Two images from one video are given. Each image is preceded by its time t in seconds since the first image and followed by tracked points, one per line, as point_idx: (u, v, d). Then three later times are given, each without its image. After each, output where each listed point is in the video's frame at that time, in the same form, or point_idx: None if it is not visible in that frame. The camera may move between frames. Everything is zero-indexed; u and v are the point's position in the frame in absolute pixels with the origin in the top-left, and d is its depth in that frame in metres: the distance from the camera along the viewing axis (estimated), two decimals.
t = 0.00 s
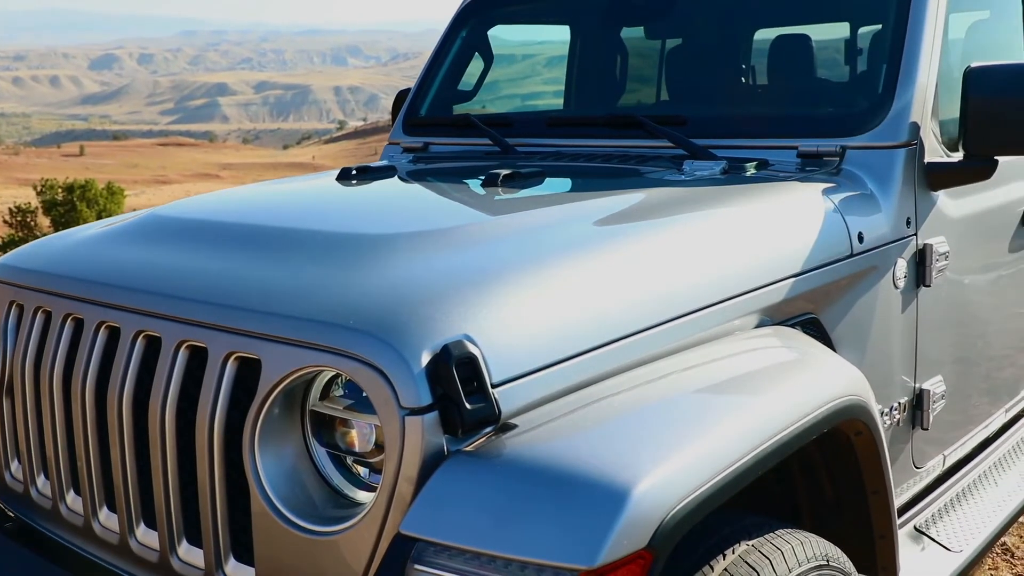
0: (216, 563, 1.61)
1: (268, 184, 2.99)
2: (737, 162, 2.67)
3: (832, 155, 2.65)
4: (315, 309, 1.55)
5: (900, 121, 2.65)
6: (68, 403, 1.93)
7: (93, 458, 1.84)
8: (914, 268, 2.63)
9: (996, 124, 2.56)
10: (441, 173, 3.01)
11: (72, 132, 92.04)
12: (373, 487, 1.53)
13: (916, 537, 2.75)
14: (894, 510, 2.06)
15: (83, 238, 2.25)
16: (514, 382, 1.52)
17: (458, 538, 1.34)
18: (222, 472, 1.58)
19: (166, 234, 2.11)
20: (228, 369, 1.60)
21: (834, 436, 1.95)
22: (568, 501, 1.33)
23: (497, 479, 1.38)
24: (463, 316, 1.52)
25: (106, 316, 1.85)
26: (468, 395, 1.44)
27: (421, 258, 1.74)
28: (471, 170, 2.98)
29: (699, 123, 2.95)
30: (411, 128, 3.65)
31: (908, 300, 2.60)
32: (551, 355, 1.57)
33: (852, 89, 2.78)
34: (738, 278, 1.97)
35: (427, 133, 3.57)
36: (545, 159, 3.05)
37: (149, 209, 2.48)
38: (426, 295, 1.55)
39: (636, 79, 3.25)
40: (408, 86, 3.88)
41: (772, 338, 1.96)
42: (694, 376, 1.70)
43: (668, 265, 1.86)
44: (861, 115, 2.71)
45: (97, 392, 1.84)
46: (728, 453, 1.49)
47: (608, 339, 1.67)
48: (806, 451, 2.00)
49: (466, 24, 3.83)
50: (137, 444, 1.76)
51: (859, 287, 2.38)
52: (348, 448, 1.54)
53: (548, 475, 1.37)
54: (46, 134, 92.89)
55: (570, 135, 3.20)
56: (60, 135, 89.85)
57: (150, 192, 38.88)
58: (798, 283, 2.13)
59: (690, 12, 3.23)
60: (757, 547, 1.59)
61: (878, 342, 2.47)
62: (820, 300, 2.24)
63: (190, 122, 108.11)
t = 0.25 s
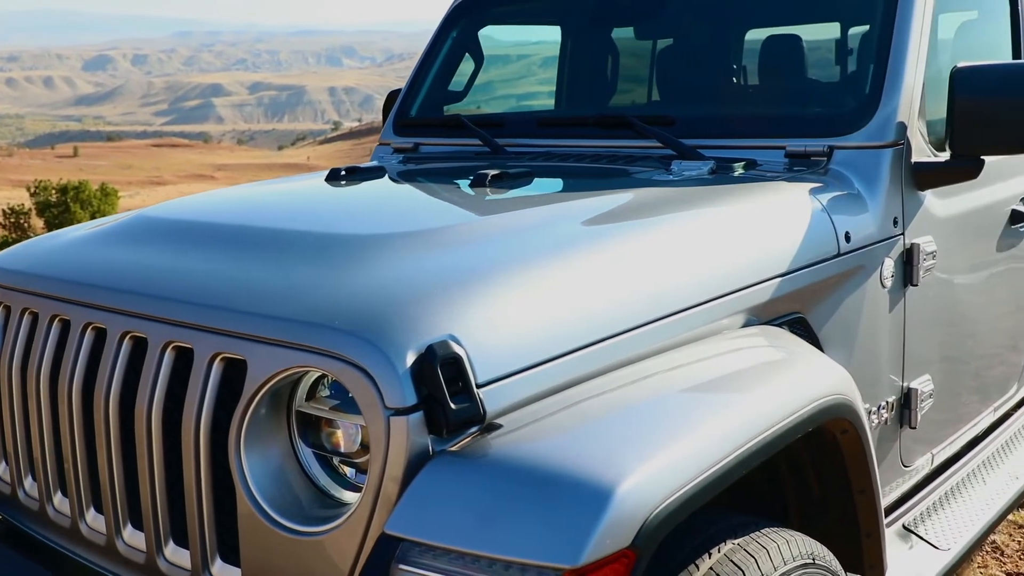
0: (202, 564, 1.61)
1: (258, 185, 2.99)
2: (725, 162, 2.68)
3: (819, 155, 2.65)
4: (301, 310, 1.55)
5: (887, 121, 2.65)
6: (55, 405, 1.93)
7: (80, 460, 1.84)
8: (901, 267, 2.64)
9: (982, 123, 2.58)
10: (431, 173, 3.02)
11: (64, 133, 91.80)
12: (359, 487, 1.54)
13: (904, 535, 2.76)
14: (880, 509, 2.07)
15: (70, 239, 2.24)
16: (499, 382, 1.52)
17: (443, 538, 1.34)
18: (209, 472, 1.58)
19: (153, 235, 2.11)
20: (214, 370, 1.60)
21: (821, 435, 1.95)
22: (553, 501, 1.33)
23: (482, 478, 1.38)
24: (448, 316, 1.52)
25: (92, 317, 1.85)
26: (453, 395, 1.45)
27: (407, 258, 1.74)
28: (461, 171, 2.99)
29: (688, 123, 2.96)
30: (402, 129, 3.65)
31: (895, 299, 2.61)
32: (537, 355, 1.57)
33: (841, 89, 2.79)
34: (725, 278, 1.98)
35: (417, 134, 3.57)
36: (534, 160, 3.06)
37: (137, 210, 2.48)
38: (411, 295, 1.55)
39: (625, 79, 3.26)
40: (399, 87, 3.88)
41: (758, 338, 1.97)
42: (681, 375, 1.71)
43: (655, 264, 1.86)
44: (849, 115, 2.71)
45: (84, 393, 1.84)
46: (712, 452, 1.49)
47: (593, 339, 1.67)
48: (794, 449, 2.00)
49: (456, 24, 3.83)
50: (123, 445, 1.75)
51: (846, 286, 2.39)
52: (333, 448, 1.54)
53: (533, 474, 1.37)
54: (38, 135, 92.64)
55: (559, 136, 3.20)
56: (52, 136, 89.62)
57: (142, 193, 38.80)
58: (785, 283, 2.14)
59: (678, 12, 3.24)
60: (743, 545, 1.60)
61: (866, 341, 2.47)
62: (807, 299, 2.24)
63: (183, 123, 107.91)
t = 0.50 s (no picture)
0: (189, 565, 1.61)
1: (247, 185, 2.99)
2: (713, 162, 2.69)
3: (807, 155, 2.66)
4: (287, 310, 1.55)
5: (874, 122, 2.66)
6: (42, 406, 1.92)
7: (66, 461, 1.83)
8: (888, 266, 2.65)
9: (969, 123, 2.59)
10: (421, 174, 3.02)
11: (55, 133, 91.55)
12: (345, 487, 1.54)
13: (892, 533, 2.77)
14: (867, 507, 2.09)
15: (57, 240, 2.24)
16: (485, 382, 1.53)
17: (427, 538, 1.34)
18: (194, 473, 1.58)
19: (140, 235, 2.10)
20: (200, 371, 1.59)
21: (807, 434, 1.96)
22: (536, 501, 1.33)
23: (466, 478, 1.39)
24: (434, 316, 1.53)
25: (78, 318, 1.84)
26: (438, 395, 1.45)
27: (393, 259, 1.74)
28: (451, 171, 2.99)
29: (676, 124, 2.96)
30: (392, 129, 3.65)
31: (883, 298, 2.62)
32: (522, 355, 1.57)
33: (829, 90, 2.80)
34: (711, 278, 1.98)
35: (408, 134, 3.57)
36: (523, 160, 3.06)
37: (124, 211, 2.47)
38: (397, 295, 1.55)
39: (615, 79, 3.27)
40: (390, 87, 3.88)
41: (745, 337, 1.97)
42: (666, 375, 1.71)
43: (641, 264, 1.86)
44: (836, 114, 2.72)
45: (70, 394, 1.84)
46: (696, 451, 1.50)
47: (579, 339, 1.67)
48: (780, 448, 2.01)
49: (447, 24, 3.83)
50: (110, 446, 1.75)
51: (833, 286, 2.39)
52: (319, 448, 1.54)
53: (517, 474, 1.37)
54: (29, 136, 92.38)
55: (549, 136, 3.21)
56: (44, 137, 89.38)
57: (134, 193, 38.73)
58: (772, 283, 2.15)
59: (667, 12, 3.25)
60: (728, 544, 1.60)
61: (853, 340, 2.48)
62: (793, 299, 2.25)
63: (175, 123, 107.70)
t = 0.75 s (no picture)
0: (175, 566, 1.61)
1: (236, 186, 2.99)
2: (701, 162, 2.69)
3: (794, 155, 2.67)
4: (272, 311, 1.55)
5: (862, 121, 2.67)
6: (28, 408, 1.92)
7: (53, 462, 1.83)
8: (876, 266, 2.66)
9: (955, 123, 2.60)
10: (411, 174, 3.02)
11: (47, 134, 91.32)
12: (331, 487, 1.54)
13: (881, 532, 2.78)
14: (854, 505, 2.08)
15: (44, 241, 2.23)
16: (470, 382, 1.53)
17: (412, 538, 1.34)
18: (180, 473, 1.58)
19: (127, 236, 2.10)
20: (186, 371, 1.59)
21: (794, 433, 1.96)
22: (520, 500, 1.34)
23: (451, 478, 1.39)
24: (419, 316, 1.53)
25: (65, 319, 1.84)
26: (423, 395, 1.45)
27: (379, 259, 1.74)
28: (441, 171, 2.99)
29: (664, 124, 2.97)
30: (382, 129, 3.65)
31: (870, 297, 2.63)
32: (507, 355, 1.58)
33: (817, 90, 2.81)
34: (697, 277, 1.99)
35: (398, 135, 3.57)
36: (512, 160, 3.07)
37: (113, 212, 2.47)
38: (382, 295, 1.56)
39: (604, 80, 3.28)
40: (380, 88, 3.89)
41: (732, 337, 1.98)
42: (652, 374, 1.72)
43: (628, 263, 1.87)
44: (824, 114, 2.73)
45: (56, 395, 1.83)
46: (680, 450, 1.50)
47: (565, 338, 1.68)
48: (767, 447, 2.01)
49: (437, 25, 3.83)
50: (96, 447, 1.75)
51: (821, 285, 2.40)
52: (305, 448, 1.54)
53: (502, 474, 1.38)
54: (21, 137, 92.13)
55: (539, 136, 3.21)
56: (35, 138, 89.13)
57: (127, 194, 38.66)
58: (759, 282, 2.15)
59: (656, 12, 3.25)
60: (714, 543, 1.60)
61: (841, 339, 2.49)
62: (781, 298, 2.26)
63: (168, 124, 107.51)
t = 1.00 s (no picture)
0: (161, 567, 1.61)
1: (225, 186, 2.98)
2: (689, 163, 2.70)
3: (781, 155, 2.68)
4: (257, 311, 1.55)
5: (849, 122, 2.68)
6: (14, 409, 1.91)
7: (39, 463, 1.83)
8: (863, 265, 2.67)
9: (942, 123, 2.60)
10: (400, 175, 3.02)
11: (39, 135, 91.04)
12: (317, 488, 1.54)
13: (869, 531, 2.78)
14: (841, 504, 2.08)
15: (31, 242, 2.23)
16: (454, 382, 1.53)
17: (397, 538, 1.34)
18: (166, 474, 1.58)
19: (114, 237, 2.10)
20: (171, 372, 1.59)
21: (780, 432, 1.97)
22: (504, 500, 1.34)
23: (435, 478, 1.39)
24: (404, 316, 1.53)
25: (51, 320, 1.84)
26: (407, 395, 1.45)
27: (365, 259, 1.74)
28: (430, 172, 3.00)
29: (653, 125, 2.97)
30: (372, 130, 3.65)
31: (858, 297, 2.64)
32: (492, 356, 1.58)
33: (805, 91, 2.82)
34: (684, 277, 1.99)
35: (388, 136, 3.57)
36: (501, 160, 3.07)
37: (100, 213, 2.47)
38: (368, 296, 1.56)
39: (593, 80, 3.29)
40: (370, 88, 3.89)
41: (718, 336, 1.99)
42: (638, 374, 1.72)
43: (614, 263, 1.87)
44: (812, 114, 2.74)
45: (43, 396, 1.83)
46: (664, 450, 1.51)
47: (551, 338, 1.68)
48: (754, 445, 2.02)
49: (427, 25, 3.83)
50: (83, 448, 1.74)
51: (808, 285, 2.41)
52: (290, 449, 1.54)
53: (486, 473, 1.38)
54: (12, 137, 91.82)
55: (528, 137, 3.21)
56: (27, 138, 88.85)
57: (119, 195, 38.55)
58: (746, 282, 2.16)
59: (645, 13, 3.26)
60: (700, 542, 1.61)
61: (828, 338, 2.49)
62: (768, 298, 2.26)
63: (160, 124, 107.27)
